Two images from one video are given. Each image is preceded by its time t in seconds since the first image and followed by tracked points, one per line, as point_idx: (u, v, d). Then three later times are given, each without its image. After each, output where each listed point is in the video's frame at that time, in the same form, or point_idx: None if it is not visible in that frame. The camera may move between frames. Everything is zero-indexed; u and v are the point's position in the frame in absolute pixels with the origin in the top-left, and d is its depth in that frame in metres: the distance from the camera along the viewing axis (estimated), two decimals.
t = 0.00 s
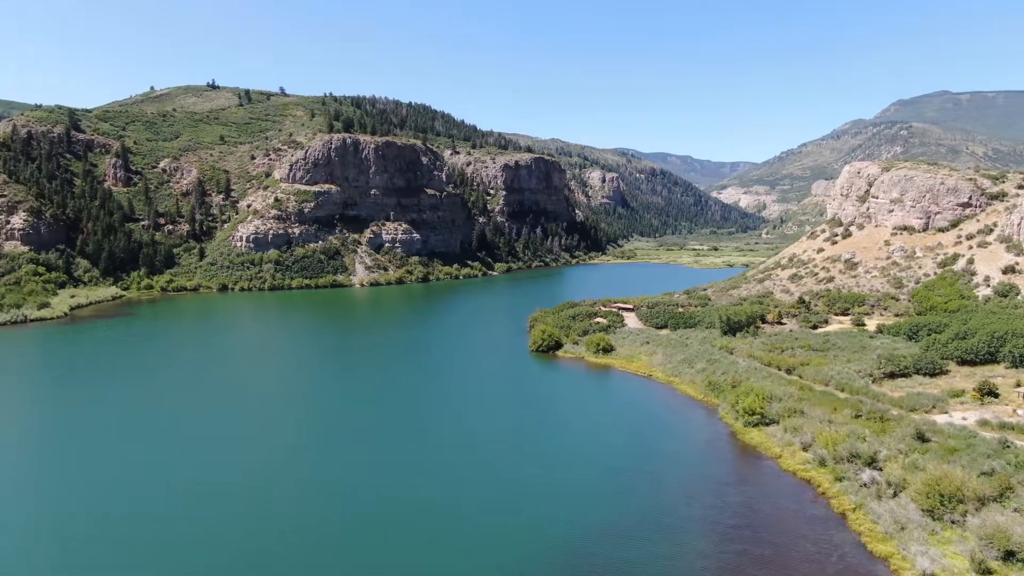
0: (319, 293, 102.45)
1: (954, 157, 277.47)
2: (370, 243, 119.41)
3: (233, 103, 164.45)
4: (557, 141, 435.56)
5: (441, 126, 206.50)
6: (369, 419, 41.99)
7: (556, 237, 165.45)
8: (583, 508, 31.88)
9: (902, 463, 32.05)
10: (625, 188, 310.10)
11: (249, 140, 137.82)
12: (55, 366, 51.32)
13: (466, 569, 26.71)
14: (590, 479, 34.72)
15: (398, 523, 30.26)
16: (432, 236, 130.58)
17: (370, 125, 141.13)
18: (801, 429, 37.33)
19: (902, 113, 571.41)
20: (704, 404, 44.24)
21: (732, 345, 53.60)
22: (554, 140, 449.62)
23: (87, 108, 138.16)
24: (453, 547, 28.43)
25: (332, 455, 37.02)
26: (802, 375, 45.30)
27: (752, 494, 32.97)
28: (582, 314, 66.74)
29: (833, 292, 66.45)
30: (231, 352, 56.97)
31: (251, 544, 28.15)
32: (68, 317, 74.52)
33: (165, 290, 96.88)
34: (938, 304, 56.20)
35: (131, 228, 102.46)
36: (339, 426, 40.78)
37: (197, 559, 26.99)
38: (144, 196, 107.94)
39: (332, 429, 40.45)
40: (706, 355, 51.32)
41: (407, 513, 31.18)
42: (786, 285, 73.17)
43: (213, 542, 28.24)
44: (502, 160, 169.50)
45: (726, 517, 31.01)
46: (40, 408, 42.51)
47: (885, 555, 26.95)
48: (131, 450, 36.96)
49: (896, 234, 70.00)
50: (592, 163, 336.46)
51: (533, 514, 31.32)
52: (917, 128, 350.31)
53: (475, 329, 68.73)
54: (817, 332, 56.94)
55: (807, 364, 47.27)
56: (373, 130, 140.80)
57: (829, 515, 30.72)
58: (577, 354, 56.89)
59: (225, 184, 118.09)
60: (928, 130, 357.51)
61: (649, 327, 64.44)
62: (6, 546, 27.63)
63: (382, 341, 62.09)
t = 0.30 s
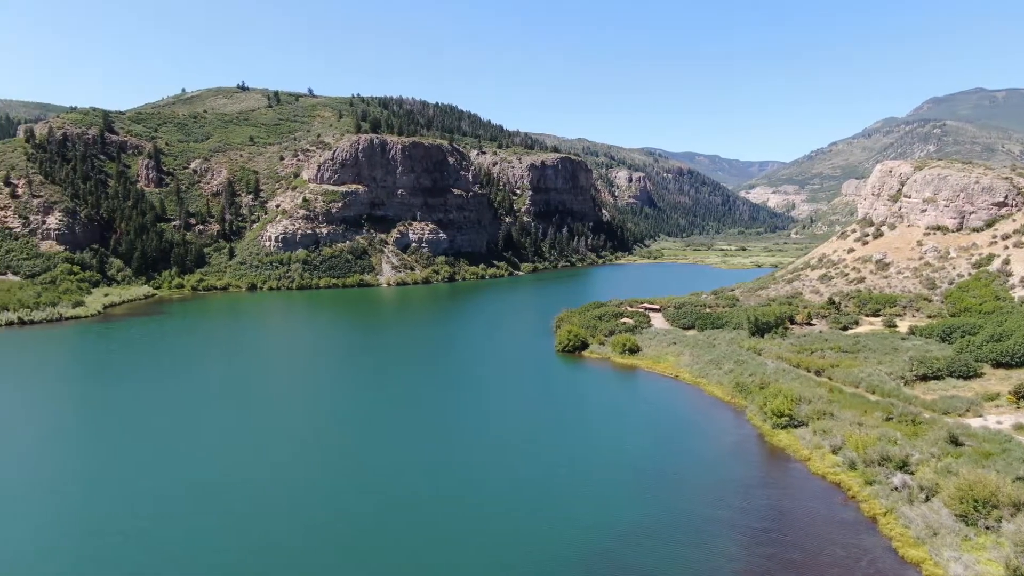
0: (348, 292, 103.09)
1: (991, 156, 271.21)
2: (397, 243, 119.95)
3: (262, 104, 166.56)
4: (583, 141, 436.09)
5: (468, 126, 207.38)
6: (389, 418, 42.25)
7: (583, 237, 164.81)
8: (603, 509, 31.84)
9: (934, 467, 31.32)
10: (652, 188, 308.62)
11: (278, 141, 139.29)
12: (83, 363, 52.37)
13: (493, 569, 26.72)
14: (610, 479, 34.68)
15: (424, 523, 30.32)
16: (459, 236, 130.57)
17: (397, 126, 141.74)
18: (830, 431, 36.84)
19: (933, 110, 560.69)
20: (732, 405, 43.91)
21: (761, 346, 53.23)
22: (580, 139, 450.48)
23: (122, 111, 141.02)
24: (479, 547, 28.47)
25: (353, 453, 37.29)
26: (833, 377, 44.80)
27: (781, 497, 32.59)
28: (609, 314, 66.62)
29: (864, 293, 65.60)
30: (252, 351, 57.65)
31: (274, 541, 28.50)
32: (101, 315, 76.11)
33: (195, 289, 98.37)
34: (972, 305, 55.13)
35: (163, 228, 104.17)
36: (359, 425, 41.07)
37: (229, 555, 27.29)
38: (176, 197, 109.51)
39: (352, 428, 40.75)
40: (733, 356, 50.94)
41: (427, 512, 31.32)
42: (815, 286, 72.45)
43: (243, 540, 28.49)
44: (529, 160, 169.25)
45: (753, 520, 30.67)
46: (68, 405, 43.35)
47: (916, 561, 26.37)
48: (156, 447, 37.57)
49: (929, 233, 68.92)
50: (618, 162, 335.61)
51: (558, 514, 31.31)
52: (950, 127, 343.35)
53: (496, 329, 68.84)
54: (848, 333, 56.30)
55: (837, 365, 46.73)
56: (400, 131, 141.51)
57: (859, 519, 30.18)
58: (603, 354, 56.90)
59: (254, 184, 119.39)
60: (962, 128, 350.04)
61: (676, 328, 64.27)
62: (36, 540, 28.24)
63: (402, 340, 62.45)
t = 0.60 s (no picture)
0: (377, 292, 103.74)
1: None
2: (425, 243, 120.44)
3: (293, 106, 168.65)
4: (611, 141, 436.36)
5: (496, 126, 208.08)
6: (415, 418, 42.47)
7: (611, 237, 164.09)
8: (629, 509, 31.76)
9: (970, 472, 30.60)
10: (682, 188, 306.86)
11: (308, 142, 140.87)
12: (115, 361, 53.56)
13: (520, 569, 26.79)
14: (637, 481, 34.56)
15: (450, 523, 30.42)
16: (487, 236, 130.41)
17: (425, 126, 142.43)
18: (862, 434, 36.33)
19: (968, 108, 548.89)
20: (762, 407, 43.56)
21: (791, 347, 52.73)
22: (609, 139, 450.83)
23: (158, 113, 144.04)
24: (507, 547, 28.55)
25: (378, 452, 37.55)
26: (865, 379, 44.27)
27: (811, 500, 32.18)
28: (637, 314, 66.42)
29: (898, 294, 64.63)
30: (276, 350, 58.28)
31: (303, 539, 28.78)
32: (136, 313, 77.89)
33: (227, 288, 100.02)
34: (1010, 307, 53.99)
35: (196, 228, 106.16)
36: (384, 425, 41.31)
37: (259, 552, 27.65)
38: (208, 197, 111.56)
39: (377, 427, 41.04)
40: (763, 358, 50.54)
41: (454, 513, 31.42)
42: (846, 286, 71.53)
43: (272, 538, 28.81)
44: (556, 160, 168.95)
45: (783, 522, 30.31)
46: (101, 403, 44.33)
47: (951, 567, 25.74)
48: (185, 445, 38.20)
49: (965, 233, 67.70)
50: (646, 162, 334.32)
51: (585, 515, 31.28)
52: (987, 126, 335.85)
53: (521, 329, 69.00)
54: (881, 334, 55.59)
55: (869, 367, 46.15)
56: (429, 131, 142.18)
57: (892, 523, 29.63)
58: (631, 354, 56.86)
59: (285, 185, 120.99)
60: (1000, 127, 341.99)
61: (705, 328, 63.95)
62: (72, 535, 28.93)
63: (425, 339, 62.75)
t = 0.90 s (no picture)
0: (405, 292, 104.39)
1: None
2: (453, 243, 120.90)
3: (323, 106, 170.29)
4: (640, 141, 435.28)
5: (524, 126, 208.24)
6: (437, 418, 42.66)
7: (639, 237, 163.26)
8: (653, 512, 31.60)
9: (1008, 477, 29.84)
10: (712, 188, 304.62)
11: (338, 142, 142.21)
12: (145, 359, 54.63)
13: (546, 569, 26.85)
14: (662, 483, 34.39)
15: (475, 524, 30.57)
16: (515, 236, 130.35)
17: (454, 126, 142.90)
18: (896, 437, 35.80)
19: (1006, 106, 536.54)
20: (793, 409, 43.12)
21: (823, 348, 52.13)
22: (638, 139, 450.19)
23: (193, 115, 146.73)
24: (531, 546, 28.66)
25: (401, 452, 37.75)
26: (899, 382, 43.63)
27: (843, 504, 31.73)
28: (665, 315, 66.15)
29: (932, 295, 63.53)
30: (299, 349, 58.79)
31: (329, 537, 29.10)
32: (170, 312, 79.10)
33: (258, 288, 101.34)
34: None
35: (228, 228, 107.80)
36: (406, 425, 41.53)
37: (286, 549, 28.06)
38: (240, 198, 113.22)
39: (401, 427, 41.27)
40: (793, 359, 50.10)
41: (477, 513, 31.52)
42: (880, 287, 70.51)
43: (299, 536, 29.17)
44: (585, 160, 168.19)
45: (814, 526, 29.94)
46: (131, 400, 45.20)
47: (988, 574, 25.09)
48: (212, 443, 38.79)
49: (1004, 234, 66.21)
50: (675, 162, 332.23)
51: (609, 516, 31.27)
52: None
53: (545, 329, 69.00)
54: (915, 336, 54.72)
55: (903, 370, 45.45)
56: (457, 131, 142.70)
57: (926, 529, 29.06)
58: (659, 355, 56.76)
59: (315, 185, 122.38)
60: None
61: (734, 329, 63.50)
62: (104, 530, 29.54)
63: (447, 339, 62.96)
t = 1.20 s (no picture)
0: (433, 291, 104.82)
1: None
2: (482, 243, 121.03)
3: (353, 107, 171.63)
4: (669, 141, 432.47)
5: (552, 126, 207.88)
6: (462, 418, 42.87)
7: (668, 237, 162.10)
8: (681, 513, 31.46)
9: None
10: (743, 188, 301.21)
11: (367, 143, 143.27)
12: (176, 357, 55.86)
13: (574, 570, 26.96)
14: (689, 485, 34.22)
15: (502, 523, 30.76)
16: (544, 236, 129.76)
17: (482, 126, 143.16)
18: (931, 441, 35.26)
19: None
20: (824, 412, 42.66)
21: (856, 350, 51.50)
22: (667, 139, 447.51)
23: (227, 117, 149.09)
24: (559, 546, 28.81)
25: (427, 451, 38.05)
26: (934, 385, 42.95)
27: (876, 508, 31.33)
28: (694, 315, 65.74)
29: (970, 296, 62.24)
30: (322, 349, 59.35)
31: (359, 535, 29.51)
32: (203, 310, 80.50)
33: (288, 287, 102.56)
34: None
35: (259, 228, 109.35)
36: (430, 424, 41.85)
37: (316, 547, 28.45)
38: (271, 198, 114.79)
39: (425, 426, 41.61)
40: (826, 361, 49.56)
41: (503, 513, 31.69)
42: (915, 288, 69.29)
43: (329, 533, 29.59)
44: (614, 160, 166.91)
45: (846, 530, 29.59)
46: (163, 397, 46.23)
47: None
48: (241, 441, 39.45)
49: None
50: (705, 161, 329.06)
51: (636, 516, 31.30)
52: None
53: (570, 329, 68.97)
54: (952, 338, 53.75)
55: (939, 372, 44.68)
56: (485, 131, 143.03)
57: (962, 534, 28.57)
58: (689, 356, 56.51)
59: (345, 185, 123.58)
60: None
61: (765, 330, 62.98)
62: (140, 525, 30.24)
63: (469, 339, 63.20)
